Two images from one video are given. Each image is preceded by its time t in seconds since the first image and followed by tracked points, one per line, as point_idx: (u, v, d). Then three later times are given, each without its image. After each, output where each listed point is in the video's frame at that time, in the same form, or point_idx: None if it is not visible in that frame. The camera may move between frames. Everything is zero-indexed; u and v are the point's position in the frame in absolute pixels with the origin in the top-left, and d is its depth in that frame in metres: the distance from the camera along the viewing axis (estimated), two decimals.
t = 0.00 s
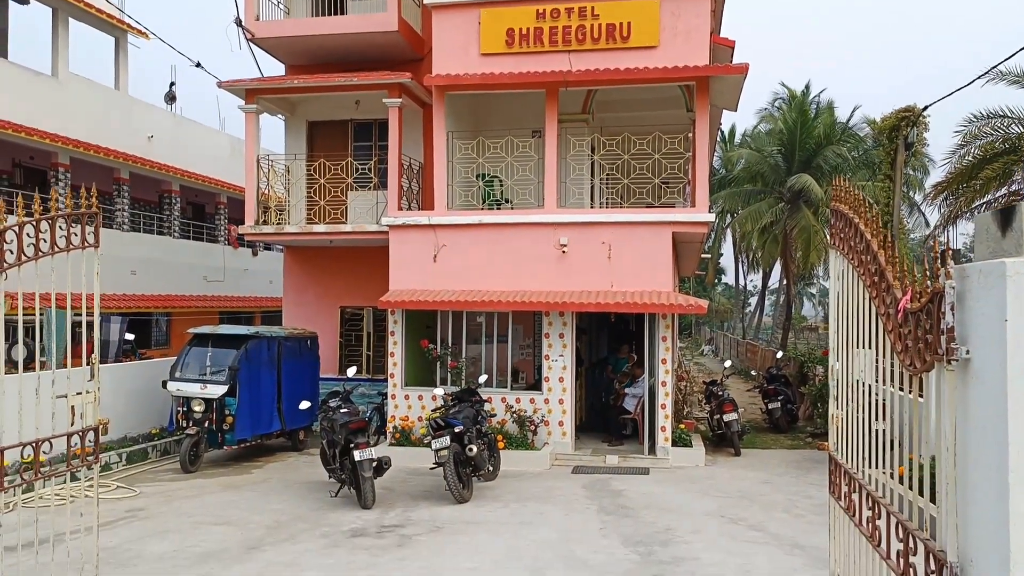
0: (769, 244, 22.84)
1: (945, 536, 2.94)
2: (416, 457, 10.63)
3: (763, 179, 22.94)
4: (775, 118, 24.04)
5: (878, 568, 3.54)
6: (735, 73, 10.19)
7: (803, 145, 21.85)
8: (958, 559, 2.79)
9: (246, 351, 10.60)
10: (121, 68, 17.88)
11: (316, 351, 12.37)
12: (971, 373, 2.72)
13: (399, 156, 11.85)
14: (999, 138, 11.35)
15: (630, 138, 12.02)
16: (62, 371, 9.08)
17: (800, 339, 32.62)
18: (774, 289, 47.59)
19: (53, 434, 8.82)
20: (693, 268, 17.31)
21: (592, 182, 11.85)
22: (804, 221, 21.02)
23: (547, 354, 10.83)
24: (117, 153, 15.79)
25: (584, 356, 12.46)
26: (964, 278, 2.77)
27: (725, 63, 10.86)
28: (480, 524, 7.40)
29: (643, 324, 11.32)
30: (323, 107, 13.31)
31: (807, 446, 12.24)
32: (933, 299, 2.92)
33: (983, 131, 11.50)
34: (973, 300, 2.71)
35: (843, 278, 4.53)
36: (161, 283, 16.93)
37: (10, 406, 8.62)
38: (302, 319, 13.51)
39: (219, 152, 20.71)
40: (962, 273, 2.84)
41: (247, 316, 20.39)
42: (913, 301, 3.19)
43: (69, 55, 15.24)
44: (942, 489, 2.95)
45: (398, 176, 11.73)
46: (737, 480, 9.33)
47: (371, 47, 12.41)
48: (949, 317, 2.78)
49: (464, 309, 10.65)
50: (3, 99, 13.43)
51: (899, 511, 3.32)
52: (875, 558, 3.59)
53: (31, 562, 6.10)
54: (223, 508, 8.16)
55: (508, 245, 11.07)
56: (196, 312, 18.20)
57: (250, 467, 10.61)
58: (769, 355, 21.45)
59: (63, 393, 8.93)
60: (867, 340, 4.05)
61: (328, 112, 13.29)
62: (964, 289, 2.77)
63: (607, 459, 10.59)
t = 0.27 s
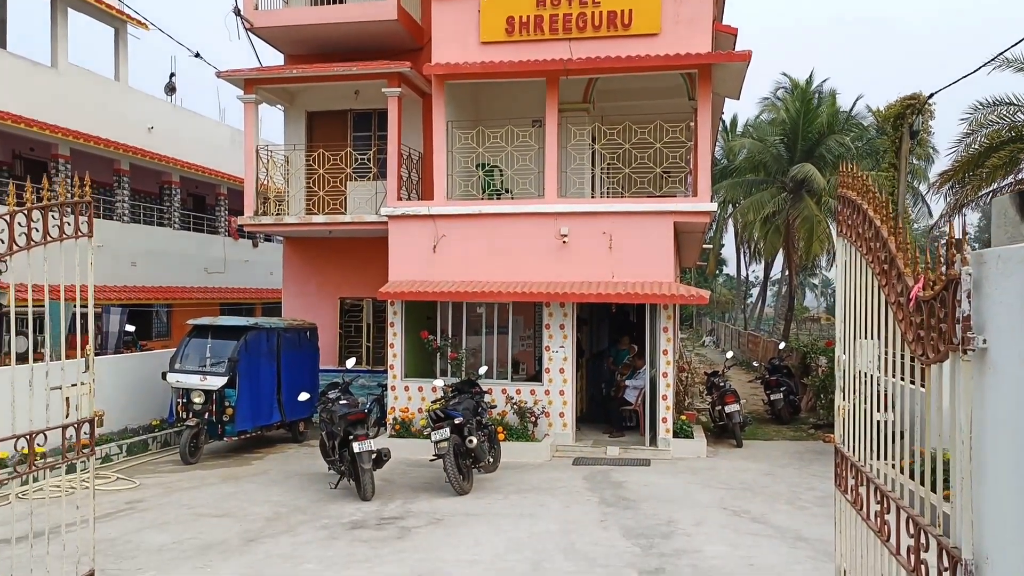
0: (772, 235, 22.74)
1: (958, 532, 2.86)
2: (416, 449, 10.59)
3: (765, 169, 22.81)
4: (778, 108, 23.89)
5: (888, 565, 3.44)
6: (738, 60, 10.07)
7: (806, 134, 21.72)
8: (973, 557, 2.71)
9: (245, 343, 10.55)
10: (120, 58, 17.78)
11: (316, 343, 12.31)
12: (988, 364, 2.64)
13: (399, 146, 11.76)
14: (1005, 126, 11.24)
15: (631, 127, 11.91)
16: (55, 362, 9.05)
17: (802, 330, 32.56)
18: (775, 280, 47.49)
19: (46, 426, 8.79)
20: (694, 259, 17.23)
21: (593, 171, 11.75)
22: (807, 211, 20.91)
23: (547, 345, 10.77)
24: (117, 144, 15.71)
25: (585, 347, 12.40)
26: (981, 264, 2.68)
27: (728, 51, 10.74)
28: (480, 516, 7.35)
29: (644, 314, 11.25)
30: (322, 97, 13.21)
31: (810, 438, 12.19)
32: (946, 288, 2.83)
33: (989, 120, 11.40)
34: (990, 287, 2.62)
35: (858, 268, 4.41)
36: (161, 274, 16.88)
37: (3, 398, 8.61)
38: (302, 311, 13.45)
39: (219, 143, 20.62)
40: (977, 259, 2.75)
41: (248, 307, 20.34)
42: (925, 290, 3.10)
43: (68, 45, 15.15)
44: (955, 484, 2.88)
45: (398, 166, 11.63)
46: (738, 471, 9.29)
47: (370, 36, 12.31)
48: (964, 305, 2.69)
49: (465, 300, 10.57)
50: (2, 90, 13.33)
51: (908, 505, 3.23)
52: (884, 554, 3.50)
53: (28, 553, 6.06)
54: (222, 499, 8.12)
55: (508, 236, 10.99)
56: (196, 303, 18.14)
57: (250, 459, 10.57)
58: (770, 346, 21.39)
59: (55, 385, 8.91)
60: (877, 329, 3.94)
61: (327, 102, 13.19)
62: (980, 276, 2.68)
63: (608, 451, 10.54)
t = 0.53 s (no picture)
0: (772, 231, 22.67)
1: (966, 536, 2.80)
2: (415, 445, 10.54)
3: (766, 164, 22.73)
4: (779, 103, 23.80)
5: (892, 567, 3.38)
6: (739, 55, 10.00)
7: (807, 130, 21.62)
8: (981, 561, 2.65)
9: (243, 339, 10.50)
10: (119, 54, 17.70)
11: (314, 339, 12.27)
12: (997, 362, 2.57)
13: (397, 141, 11.68)
14: (1008, 121, 11.16)
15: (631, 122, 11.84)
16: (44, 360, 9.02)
17: (802, 327, 32.51)
18: (775, 276, 47.43)
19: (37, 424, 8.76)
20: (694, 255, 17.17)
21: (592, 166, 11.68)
22: (807, 207, 20.83)
23: (547, 342, 10.71)
24: (116, 139, 15.64)
25: (584, 343, 12.35)
26: (990, 260, 2.62)
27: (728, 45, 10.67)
28: (478, 514, 7.31)
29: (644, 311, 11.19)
30: (321, 92, 13.14)
31: (811, 434, 12.15)
32: (953, 285, 2.76)
33: (992, 115, 11.34)
34: (999, 284, 2.56)
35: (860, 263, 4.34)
36: (161, 269, 16.82)
37: None
38: (301, 307, 13.39)
39: (219, 138, 20.55)
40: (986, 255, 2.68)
41: (247, 303, 20.28)
42: (931, 286, 3.04)
43: (66, 40, 15.08)
44: (963, 485, 2.81)
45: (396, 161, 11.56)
46: (738, 469, 9.24)
47: (369, 31, 12.23)
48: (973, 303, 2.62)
49: (463, 296, 10.51)
50: None
51: (912, 506, 3.18)
52: (888, 556, 3.43)
53: (23, 552, 6.01)
54: (219, 497, 8.08)
55: (508, 231, 10.92)
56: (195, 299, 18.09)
57: (249, 456, 10.52)
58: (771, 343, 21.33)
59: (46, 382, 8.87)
60: (880, 326, 3.87)
61: (326, 97, 13.12)
62: (989, 273, 2.61)
63: (607, 447, 10.49)
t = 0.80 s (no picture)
0: (774, 227, 22.57)
1: (981, 541, 2.70)
2: (414, 443, 10.46)
3: (768, 160, 22.62)
4: (781, 99, 23.69)
5: (901, 572, 3.28)
6: (741, 48, 9.89)
7: (809, 125, 21.50)
8: (996, 567, 2.56)
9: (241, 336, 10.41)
10: (119, 49, 17.60)
11: (314, 335, 12.19)
12: (1014, 361, 2.47)
13: (397, 136, 11.59)
14: (1014, 116, 11.06)
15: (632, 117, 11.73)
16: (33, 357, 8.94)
17: (804, 323, 32.39)
18: (777, 273, 47.37)
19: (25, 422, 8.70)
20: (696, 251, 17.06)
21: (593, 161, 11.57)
22: (810, 203, 20.72)
23: (547, 338, 10.62)
24: (116, 135, 15.55)
25: (585, 339, 12.25)
26: (1006, 253, 2.52)
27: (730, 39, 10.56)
28: (478, 512, 7.22)
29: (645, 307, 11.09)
30: (320, 87, 13.04)
31: (814, 432, 12.06)
32: (967, 280, 2.66)
33: (997, 109, 11.24)
34: (1016, 280, 2.46)
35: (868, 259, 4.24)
36: (161, 265, 16.75)
37: None
38: (300, 303, 13.30)
39: (219, 134, 20.47)
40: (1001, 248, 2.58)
41: (248, 300, 20.21)
42: (943, 281, 2.94)
43: (65, 35, 14.98)
44: (977, 487, 2.72)
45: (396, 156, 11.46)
46: (740, 467, 9.16)
47: (369, 25, 12.13)
48: (990, 299, 2.51)
49: (463, 292, 10.43)
50: None
51: (921, 508, 3.09)
52: (896, 559, 3.34)
53: (16, 551, 5.93)
54: (216, 495, 8.00)
55: (508, 227, 10.83)
56: (195, 296, 18.01)
57: (247, 453, 10.45)
58: (773, 339, 21.23)
59: (35, 379, 8.81)
60: (886, 322, 3.78)
61: (325, 92, 13.02)
62: (1005, 268, 2.51)
63: (608, 445, 10.40)
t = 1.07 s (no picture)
0: (776, 224, 22.46)
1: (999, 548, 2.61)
2: (414, 442, 10.39)
3: (770, 157, 22.52)
4: (783, 96, 23.60)
5: None
6: (744, 44, 9.79)
7: (811, 123, 21.39)
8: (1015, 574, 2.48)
9: (240, 334, 10.34)
10: (118, 46, 17.52)
11: (313, 334, 12.12)
12: None
13: (397, 134, 11.51)
14: (1019, 112, 10.93)
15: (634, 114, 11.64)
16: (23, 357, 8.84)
17: (806, 321, 32.28)
18: (778, 271, 47.29)
19: (17, 422, 8.62)
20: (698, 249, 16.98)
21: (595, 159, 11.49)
22: (812, 200, 20.64)
23: (548, 337, 10.54)
24: (115, 133, 15.48)
25: (586, 338, 12.17)
26: None
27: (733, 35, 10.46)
28: (478, 512, 7.15)
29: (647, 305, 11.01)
30: (320, 84, 12.96)
31: (817, 430, 11.99)
32: (986, 277, 2.57)
33: (1002, 105, 11.08)
34: None
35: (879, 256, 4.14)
36: (161, 264, 16.69)
37: None
38: (300, 301, 13.23)
39: (219, 133, 20.39)
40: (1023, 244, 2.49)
41: (248, 298, 20.15)
42: (959, 278, 2.85)
43: (63, 33, 14.89)
44: (996, 492, 2.63)
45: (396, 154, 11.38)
46: (743, 466, 9.08)
47: (369, 21, 12.05)
48: (1009, 296, 2.42)
49: (464, 291, 10.34)
50: None
51: (936, 513, 3.00)
52: (909, 564, 3.26)
53: (10, 552, 5.86)
54: (214, 495, 7.92)
55: (508, 224, 10.74)
56: (195, 294, 17.94)
57: (246, 452, 10.38)
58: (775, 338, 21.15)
59: (27, 379, 8.74)
60: (896, 320, 3.68)
61: (325, 90, 12.94)
62: None
63: (609, 444, 10.33)
